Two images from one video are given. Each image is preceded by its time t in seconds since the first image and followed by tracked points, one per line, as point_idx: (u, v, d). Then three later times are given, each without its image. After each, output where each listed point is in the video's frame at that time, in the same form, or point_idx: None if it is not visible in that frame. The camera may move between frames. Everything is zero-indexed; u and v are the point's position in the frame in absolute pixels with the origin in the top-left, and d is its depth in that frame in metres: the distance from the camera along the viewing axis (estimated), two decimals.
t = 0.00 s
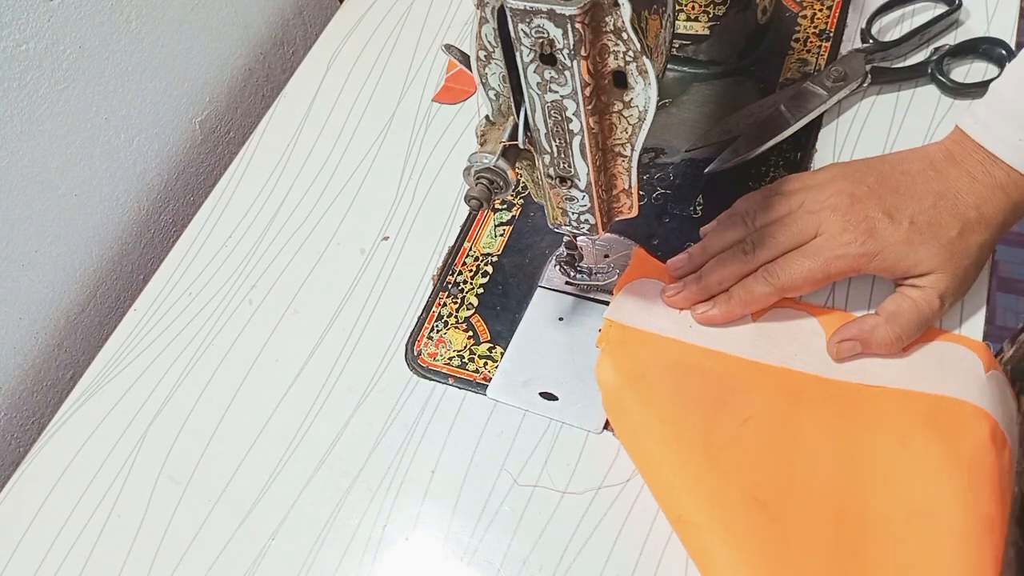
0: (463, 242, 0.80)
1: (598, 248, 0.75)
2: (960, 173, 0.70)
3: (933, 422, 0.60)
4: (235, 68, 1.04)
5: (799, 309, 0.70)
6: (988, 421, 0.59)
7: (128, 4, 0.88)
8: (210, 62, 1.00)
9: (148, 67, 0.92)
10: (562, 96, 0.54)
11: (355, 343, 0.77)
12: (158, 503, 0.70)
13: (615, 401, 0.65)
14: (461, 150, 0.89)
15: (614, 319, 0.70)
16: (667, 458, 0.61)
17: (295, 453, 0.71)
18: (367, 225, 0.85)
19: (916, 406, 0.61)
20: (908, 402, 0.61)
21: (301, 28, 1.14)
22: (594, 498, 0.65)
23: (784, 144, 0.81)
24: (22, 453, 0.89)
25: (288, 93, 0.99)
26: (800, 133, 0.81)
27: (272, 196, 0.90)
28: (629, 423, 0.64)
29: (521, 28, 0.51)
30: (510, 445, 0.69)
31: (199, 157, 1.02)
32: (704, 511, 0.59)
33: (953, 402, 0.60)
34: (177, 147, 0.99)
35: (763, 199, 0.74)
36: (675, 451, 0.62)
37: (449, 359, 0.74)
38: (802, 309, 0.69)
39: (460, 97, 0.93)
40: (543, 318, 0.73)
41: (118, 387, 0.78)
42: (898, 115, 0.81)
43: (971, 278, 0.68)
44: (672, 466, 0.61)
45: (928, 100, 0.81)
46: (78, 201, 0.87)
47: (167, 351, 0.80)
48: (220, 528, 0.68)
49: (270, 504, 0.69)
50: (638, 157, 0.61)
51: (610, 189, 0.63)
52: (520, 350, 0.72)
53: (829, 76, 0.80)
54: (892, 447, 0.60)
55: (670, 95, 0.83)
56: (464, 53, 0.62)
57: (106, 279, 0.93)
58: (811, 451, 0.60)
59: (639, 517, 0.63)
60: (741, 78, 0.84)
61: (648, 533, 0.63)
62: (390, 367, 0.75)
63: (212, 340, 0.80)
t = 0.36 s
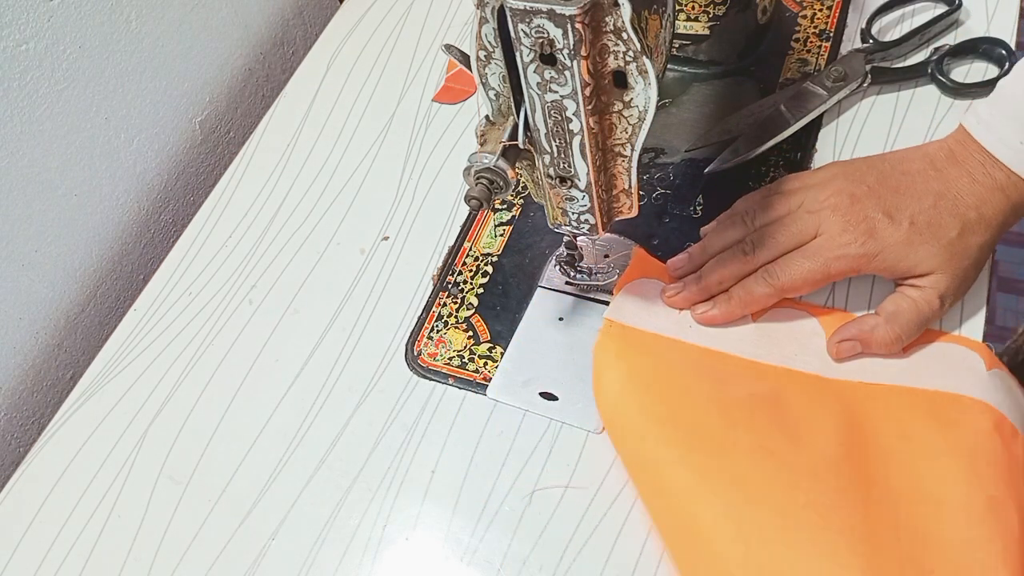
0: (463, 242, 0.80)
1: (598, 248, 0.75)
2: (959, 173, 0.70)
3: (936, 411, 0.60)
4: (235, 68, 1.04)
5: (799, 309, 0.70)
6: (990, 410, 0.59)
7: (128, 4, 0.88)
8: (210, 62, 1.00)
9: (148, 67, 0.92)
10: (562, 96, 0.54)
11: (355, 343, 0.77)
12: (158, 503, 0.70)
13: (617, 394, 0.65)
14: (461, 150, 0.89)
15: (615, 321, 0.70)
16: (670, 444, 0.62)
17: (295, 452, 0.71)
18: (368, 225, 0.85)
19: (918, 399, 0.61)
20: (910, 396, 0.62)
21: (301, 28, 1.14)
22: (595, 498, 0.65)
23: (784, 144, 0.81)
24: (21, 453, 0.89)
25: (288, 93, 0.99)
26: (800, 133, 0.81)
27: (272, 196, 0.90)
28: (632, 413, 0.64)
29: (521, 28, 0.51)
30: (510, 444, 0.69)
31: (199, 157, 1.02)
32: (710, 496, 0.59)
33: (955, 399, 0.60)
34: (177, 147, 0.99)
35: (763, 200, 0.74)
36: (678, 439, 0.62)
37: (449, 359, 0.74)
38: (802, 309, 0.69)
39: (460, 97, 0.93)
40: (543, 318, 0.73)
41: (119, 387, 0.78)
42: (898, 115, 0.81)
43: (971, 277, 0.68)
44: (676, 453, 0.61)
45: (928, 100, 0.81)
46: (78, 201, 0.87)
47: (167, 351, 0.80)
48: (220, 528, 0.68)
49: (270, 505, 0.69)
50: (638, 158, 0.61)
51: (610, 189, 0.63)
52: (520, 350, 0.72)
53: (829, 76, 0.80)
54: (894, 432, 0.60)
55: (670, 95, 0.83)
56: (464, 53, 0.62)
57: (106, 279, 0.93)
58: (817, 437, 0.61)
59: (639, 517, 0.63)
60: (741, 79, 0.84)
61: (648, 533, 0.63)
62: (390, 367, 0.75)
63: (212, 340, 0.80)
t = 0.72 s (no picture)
0: (463, 242, 0.80)
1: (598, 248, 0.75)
2: (959, 176, 0.70)
3: (928, 424, 0.60)
4: (235, 68, 1.04)
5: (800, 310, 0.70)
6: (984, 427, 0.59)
7: (127, 3, 0.88)
8: (210, 62, 1.00)
9: (148, 67, 0.92)
10: (562, 96, 0.54)
11: (355, 342, 0.77)
12: (158, 503, 0.70)
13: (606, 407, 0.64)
14: (461, 150, 0.89)
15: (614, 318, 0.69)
16: (656, 463, 0.61)
17: (295, 452, 0.71)
18: (368, 225, 0.85)
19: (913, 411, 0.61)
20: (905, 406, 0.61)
21: (301, 28, 1.14)
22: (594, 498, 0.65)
23: (784, 144, 0.81)
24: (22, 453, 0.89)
25: (289, 93, 0.99)
26: (800, 133, 0.81)
27: (272, 196, 0.90)
28: (620, 429, 0.63)
29: (521, 28, 0.51)
30: (510, 444, 0.69)
31: (199, 158, 1.02)
32: (693, 519, 0.59)
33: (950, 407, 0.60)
34: (177, 147, 0.99)
35: (764, 201, 0.74)
36: (665, 454, 0.62)
37: (449, 359, 0.74)
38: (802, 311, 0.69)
39: (460, 97, 0.93)
40: (543, 318, 0.73)
41: (119, 387, 0.78)
42: (898, 115, 0.81)
43: (972, 282, 0.68)
44: (662, 472, 0.61)
45: (928, 101, 0.81)
46: (78, 201, 0.87)
47: (167, 351, 0.80)
48: (220, 528, 0.68)
49: (270, 505, 0.69)
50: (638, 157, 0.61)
51: (610, 189, 0.63)
52: (520, 350, 0.72)
53: (828, 76, 0.80)
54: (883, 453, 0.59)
55: (670, 95, 0.83)
56: (464, 53, 0.62)
57: (106, 279, 0.93)
58: (805, 455, 0.60)
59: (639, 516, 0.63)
60: (741, 79, 0.84)
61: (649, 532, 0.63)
62: (390, 367, 0.75)
63: (212, 340, 0.80)
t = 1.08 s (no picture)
0: (463, 242, 0.80)
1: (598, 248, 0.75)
2: (960, 179, 0.70)
3: (929, 425, 0.60)
4: (235, 68, 1.04)
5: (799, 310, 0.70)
6: (984, 430, 0.59)
7: (128, 4, 0.88)
8: (210, 62, 1.00)
9: (148, 67, 0.92)
10: (562, 96, 0.54)
11: (356, 341, 0.77)
12: (158, 503, 0.70)
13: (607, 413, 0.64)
14: (461, 150, 0.89)
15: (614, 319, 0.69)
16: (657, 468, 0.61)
17: (295, 452, 0.71)
18: (368, 225, 0.85)
19: (913, 414, 0.61)
20: (905, 408, 0.61)
21: (301, 28, 1.14)
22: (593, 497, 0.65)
23: (784, 144, 0.81)
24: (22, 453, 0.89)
25: (288, 93, 0.99)
26: (800, 133, 0.81)
27: (272, 195, 0.90)
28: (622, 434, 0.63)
29: (521, 28, 0.51)
30: (510, 444, 0.69)
31: (199, 157, 1.02)
32: (694, 524, 0.58)
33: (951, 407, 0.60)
34: (177, 147, 0.99)
35: (765, 201, 0.74)
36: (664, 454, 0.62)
37: (449, 359, 0.74)
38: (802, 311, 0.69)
39: (460, 97, 0.93)
40: (543, 318, 0.73)
41: (119, 387, 0.78)
42: (898, 115, 0.81)
43: (972, 284, 0.68)
44: (661, 476, 0.61)
45: (928, 101, 0.81)
46: (78, 201, 0.87)
47: (168, 351, 0.80)
48: (221, 529, 0.68)
49: (270, 505, 0.69)
50: (638, 157, 0.61)
51: (610, 189, 0.63)
52: (520, 350, 0.72)
53: (829, 76, 0.80)
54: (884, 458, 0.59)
55: (670, 95, 0.83)
56: (465, 53, 0.62)
57: (106, 279, 0.93)
58: (805, 455, 0.60)
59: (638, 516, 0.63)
60: (741, 78, 0.84)
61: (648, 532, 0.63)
62: (390, 367, 0.75)
63: (212, 340, 0.80)
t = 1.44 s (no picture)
0: (463, 242, 0.80)
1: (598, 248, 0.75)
2: (960, 180, 0.70)
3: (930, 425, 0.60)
4: (235, 68, 1.04)
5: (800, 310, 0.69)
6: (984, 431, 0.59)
7: (128, 4, 0.88)
8: (211, 62, 1.00)
9: (148, 67, 0.92)
10: (562, 96, 0.54)
11: (356, 341, 0.77)
12: (158, 503, 0.70)
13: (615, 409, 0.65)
14: (461, 150, 0.89)
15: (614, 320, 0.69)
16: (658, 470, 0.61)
17: (295, 453, 0.71)
18: (368, 225, 0.85)
19: (913, 414, 0.61)
20: (905, 409, 0.61)
21: (301, 28, 1.14)
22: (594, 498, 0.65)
23: (784, 144, 0.81)
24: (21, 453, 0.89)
25: (288, 93, 0.99)
26: (800, 133, 0.81)
27: (272, 195, 0.90)
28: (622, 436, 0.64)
29: (521, 28, 0.51)
30: (510, 444, 0.69)
31: (199, 157, 1.02)
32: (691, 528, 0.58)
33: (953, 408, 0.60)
34: (177, 147, 0.99)
35: (765, 200, 0.74)
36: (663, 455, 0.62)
37: (449, 359, 0.74)
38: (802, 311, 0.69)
39: (460, 97, 0.93)
40: (543, 318, 0.73)
41: (119, 387, 0.78)
42: (898, 115, 0.81)
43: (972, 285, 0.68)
44: (659, 478, 0.61)
45: (927, 101, 0.81)
46: (78, 201, 0.87)
47: (168, 351, 0.80)
48: (221, 529, 0.68)
49: (270, 505, 0.69)
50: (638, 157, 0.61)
51: (610, 189, 0.63)
52: (520, 350, 0.72)
53: (829, 76, 0.80)
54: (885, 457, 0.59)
55: (670, 95, 0.83)
56: (465, 53, 0.62)
57: (106, 279, 0.93)
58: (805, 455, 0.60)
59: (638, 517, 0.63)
60: (741, 78, 0.84)
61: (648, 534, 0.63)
62: (390, 367, 0.75)
63: (212, 340, 0.80)
